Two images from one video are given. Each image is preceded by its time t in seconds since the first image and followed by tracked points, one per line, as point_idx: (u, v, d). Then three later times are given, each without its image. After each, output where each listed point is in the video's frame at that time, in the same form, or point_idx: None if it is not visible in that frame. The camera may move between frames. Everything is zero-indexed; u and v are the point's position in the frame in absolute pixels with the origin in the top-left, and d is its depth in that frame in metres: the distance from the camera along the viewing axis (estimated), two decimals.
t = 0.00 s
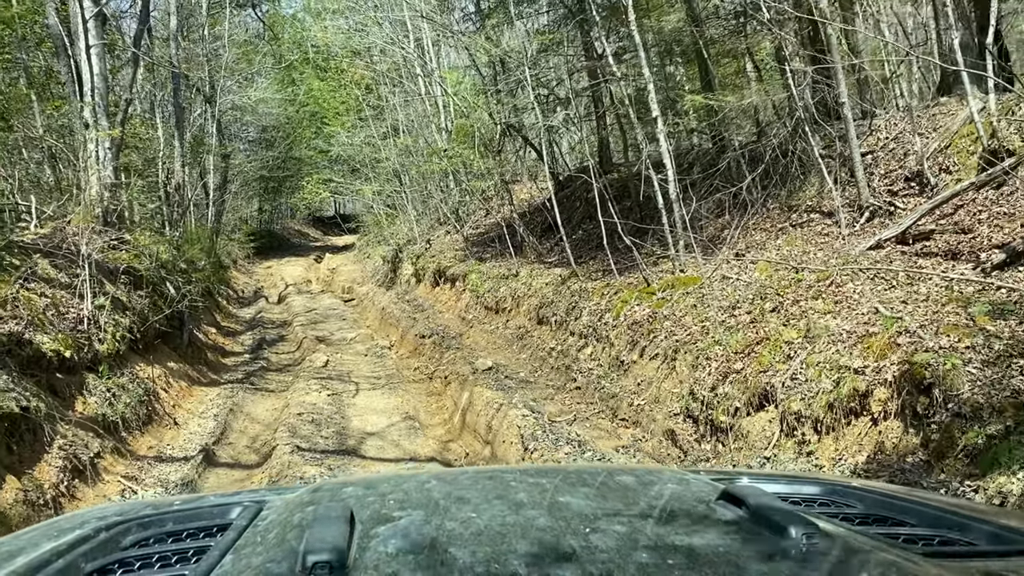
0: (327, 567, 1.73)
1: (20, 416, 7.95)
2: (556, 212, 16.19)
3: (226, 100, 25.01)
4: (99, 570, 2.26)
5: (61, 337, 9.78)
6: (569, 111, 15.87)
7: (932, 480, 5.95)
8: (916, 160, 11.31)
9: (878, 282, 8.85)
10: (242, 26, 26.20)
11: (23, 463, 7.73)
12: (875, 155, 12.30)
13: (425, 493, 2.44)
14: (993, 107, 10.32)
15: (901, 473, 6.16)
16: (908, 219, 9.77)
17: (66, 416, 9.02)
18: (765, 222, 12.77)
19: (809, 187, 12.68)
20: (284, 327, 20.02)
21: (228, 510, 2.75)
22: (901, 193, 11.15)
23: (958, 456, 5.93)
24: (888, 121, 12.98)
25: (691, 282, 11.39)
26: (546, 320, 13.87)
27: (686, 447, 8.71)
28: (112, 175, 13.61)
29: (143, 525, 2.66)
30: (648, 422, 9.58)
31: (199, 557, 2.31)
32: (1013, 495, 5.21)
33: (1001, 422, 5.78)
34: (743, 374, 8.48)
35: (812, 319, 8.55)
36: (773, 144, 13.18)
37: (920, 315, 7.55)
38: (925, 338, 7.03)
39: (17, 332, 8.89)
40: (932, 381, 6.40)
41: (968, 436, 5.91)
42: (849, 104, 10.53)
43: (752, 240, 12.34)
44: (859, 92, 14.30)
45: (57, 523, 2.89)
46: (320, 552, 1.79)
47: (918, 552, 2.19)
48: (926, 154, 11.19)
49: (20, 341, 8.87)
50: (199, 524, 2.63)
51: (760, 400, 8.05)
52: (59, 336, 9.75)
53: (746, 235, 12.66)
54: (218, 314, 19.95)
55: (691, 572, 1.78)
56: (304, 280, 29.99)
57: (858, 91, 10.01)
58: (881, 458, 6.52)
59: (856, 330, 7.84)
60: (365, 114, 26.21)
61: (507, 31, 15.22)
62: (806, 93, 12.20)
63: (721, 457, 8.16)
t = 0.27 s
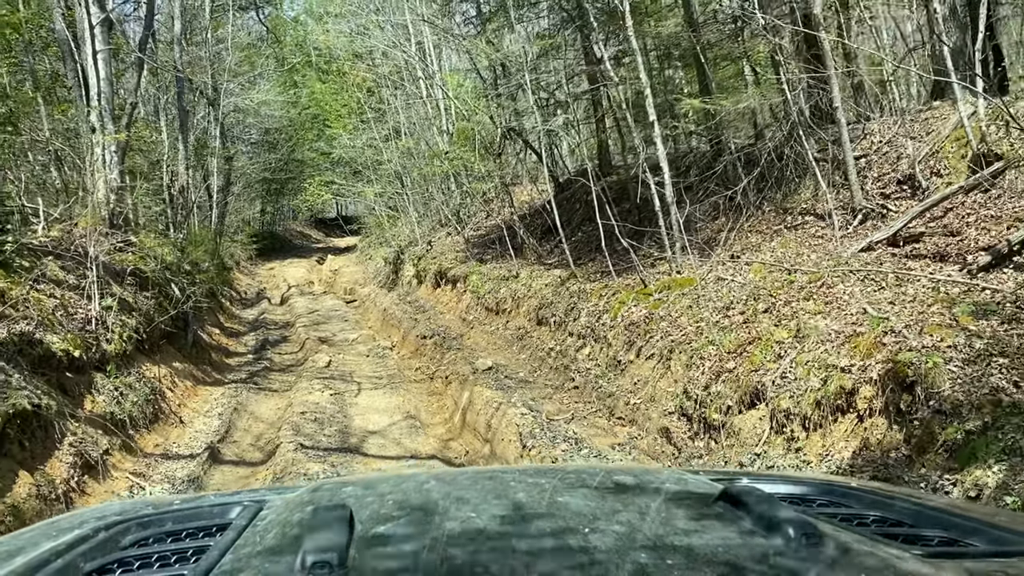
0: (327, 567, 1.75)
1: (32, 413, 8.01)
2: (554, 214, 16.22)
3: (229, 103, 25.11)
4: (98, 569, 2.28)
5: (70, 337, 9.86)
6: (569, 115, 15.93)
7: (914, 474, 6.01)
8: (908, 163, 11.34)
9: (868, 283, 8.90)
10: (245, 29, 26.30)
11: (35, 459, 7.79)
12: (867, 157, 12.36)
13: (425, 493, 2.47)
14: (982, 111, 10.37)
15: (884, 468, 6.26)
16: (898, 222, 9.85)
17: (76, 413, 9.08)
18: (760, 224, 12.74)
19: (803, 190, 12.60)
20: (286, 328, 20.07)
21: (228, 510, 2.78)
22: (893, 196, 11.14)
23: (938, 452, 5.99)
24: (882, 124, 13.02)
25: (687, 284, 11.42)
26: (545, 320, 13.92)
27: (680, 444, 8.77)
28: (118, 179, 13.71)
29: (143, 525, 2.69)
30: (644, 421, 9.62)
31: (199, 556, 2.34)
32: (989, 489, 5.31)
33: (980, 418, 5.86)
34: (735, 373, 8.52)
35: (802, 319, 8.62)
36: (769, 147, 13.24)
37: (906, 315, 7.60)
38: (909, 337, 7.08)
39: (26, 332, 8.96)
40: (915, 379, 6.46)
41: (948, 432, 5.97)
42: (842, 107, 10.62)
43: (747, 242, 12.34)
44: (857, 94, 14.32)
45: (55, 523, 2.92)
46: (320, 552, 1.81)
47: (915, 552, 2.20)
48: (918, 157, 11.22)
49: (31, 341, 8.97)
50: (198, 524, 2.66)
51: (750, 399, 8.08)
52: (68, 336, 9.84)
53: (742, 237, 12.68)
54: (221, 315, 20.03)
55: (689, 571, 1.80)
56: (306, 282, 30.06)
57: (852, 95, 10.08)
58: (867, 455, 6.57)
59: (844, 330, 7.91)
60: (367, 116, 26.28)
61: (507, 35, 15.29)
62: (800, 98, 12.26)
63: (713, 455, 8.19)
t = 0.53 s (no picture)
0: (325, 566, 1.76)
1: (44, 409, 8.05)
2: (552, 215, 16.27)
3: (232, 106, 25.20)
4: (96, 568, 2.31)
5: (79, 337, 9.94)
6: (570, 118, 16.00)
7: (891, 467, 6.11)
8: (898, 167, 11.41)
9: (856, 284, 8.98)
10: (248, 32, 26.40)
11: (48, 453, 7.83)
12: (858, 161, 12.45)
13: (422, 494, 2.49)
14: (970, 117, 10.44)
15: (864, 462, 6.36)
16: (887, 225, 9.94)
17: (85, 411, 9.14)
18: (755, 227, 12.83)
19: (797, 193, 12.69)
20: (288, 329, 20.13)
21: (225, 509, 2.84)
22: (884, 199, 11.26)
23: (914, 446, 6.08)
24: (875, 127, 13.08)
25: (681, 285, 11.50)
26: (544, 321, 13.96)
27: (671, 439, 8.86)
28: (125, 182, 13.78)
29: (140, 523, 2.74)
30: (638, 419, 9.68)
31: (196, 554, 2.37)
32: (961, 480, 5.42)
33: (955, 413, 5.95)
34: (725, 371, 8.64)
35: (791, 319, 8.75)
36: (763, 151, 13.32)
37: (889, 315, 7.69)
38: (891, 336, 7.19)
39: (37, 331, 9.04)
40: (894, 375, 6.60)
41: (923, 427, 6.07)
42: (834, 109, 10.73)
43: (742, 244, 12.40)
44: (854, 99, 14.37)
45: (53, 521, 2.97)
46: (316, 552, 1.82)
47: (910, 552, 2.21)
48: (909, 161, 11.30)
49: (42, 340, 9.05)
50: (194, 524, 2.70)
51: (739, 396, 8.17)
52: (77, 335, 9.92)
53: (737, 240, 12.74)
54: (225, 315, 20.10)
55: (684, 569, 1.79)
56: (308, 283, 30.12)
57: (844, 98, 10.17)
58: (848, 448, 6.66)
59: (831, 330, 8.04)
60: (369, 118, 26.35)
61: (508, 39, 15.37)
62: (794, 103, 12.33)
63: (704, 450, 8.28)
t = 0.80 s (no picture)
0: (322, 567, 1.77)
1: (56, 406, 8.09)
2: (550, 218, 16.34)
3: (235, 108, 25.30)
4: (92, 568, 2.28)
5: (89, 336, 9.99)
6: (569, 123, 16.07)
7: (870, 461, 6.29)
8: (887, 172, 11.49)
9: (844, 286, 9.07)
10: (251, 34, 26.48)
11: (60, 448, 7.90)
12: (847, 163, 12.56)
13: (421, 498, 2.49)
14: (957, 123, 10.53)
15: (845, 456, 6.53)
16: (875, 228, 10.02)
17: (95, 408, 9.18)
18: (750, 229, 12.82)
19: (790, 197, 12.66)
20: (290, 330, 20.18)
21: (219, 511, 2.82)
22: (874, 204, 11.25)
23: (892, 441, 6.26)
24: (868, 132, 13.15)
25: (676, 287, 11.56)
26: (542, 322, 13.99)
27: (662, 436, 8.97)
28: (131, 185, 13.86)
29: (137, 524, 2.74)
30: (631, 416, 9.76)
31: (193, 555, 2.32)
32: (933, 472, 5.62)
33: (930, 409, 6.13)
34: (715, 370, 8.79)
35: (780, 320, 8.89)
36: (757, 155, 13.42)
37: (873, 316, 7.84)
38: (873, 335, 7.35)
39: (49, 331, 9.11)
40: (874, 373, 6.75)
41: (901, 422, 6.24)
42: (826, 113, 10.82)
43: (737, 247, 12.44)
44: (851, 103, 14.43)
45: (49, 522, 2.99)
46: (314, 552, 1.84)
47: (909, 552, 2.21)
48: (898, 166, 11.39)
49: (52, 339, 9.11)
50: (191, 524, 2.67)
51: (727, 394, 8.31)
52: (87, 335, 9.96)
53: (732, 242, 12.77)
54: (228, 316, 20.17)
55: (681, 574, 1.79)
56: (310, 284, 30.19)
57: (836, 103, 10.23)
58: (830, 442, 6.82)
59: (817, 329, 8.19)
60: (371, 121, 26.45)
61: (509, 44, 15.44)
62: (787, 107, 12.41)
63: (694, 447, 8.41)
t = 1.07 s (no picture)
0: (321, 567, 1.68)
1: (71, 402, 8.26)
2: (549, 220, 16.41)
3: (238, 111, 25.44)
4: (93, 571, 2.16)
5: (99, 334, 10.17)
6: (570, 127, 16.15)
7: (851, 455, 6.47)
8: (879, 175, 11.52)
9: (833, 288, 9.16)
10: (254, 38, 26.63)
11: (74, 442, 8.11)
12: (838, 165, 12.64)
13: (420, 496, 2.41)
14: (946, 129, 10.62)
15: (828, 450, 6.70)
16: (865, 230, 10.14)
17: (106, 404, 9.36)
18: (745, 232, 12.89)
19: (785, 201, 12.82)
20: (293, 330, 20.22)
21: (223, 511, 2.64)
22: (865, 208, 11.32)
23: (873, 436, 6.42)
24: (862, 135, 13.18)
25: (672, 288, 11.60)
26: (541, 323, 14.03)
27: (656, 433, 9.07)
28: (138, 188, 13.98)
29: (137, 525, 2.53)
30: (627, 415, 9.86)
31: (195, 557, 2.22)
32: (910, 463, 5.80)
33: (908, 405, 6.30)
34: (708, 368, 8.93)
35: (770, 320, 9.05)
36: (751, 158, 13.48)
37: (859, 315, 7.99)
38: (857, 334, 7.52)
39: (65, 330, 9.32)
40: (857, 371, 6.92)
41: (880, 418, 6.42)
42: (819, 117, 10.87)
43: (732, 249, 12.49)
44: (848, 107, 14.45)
45: (48, 523, 2.81)
46: (315, 551, 1.74)
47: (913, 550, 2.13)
48: (889, 171, 11.43)
49: (66, 337, 9.29)
50: (192, 526, 2.53)
51: (718, 392, 8.45)
52: (98, 334, 10.15)
53: (728, 245, 12.83)
54: (231, 316, 20.24)
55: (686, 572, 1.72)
56: (312, 286, 30.26)
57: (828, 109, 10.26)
58: (814, 437, 6.98)
59: (805, 328, 8.36)
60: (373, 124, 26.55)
61: (511, 49, 15.53)
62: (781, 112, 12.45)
63: (686, 443, 8.53)
